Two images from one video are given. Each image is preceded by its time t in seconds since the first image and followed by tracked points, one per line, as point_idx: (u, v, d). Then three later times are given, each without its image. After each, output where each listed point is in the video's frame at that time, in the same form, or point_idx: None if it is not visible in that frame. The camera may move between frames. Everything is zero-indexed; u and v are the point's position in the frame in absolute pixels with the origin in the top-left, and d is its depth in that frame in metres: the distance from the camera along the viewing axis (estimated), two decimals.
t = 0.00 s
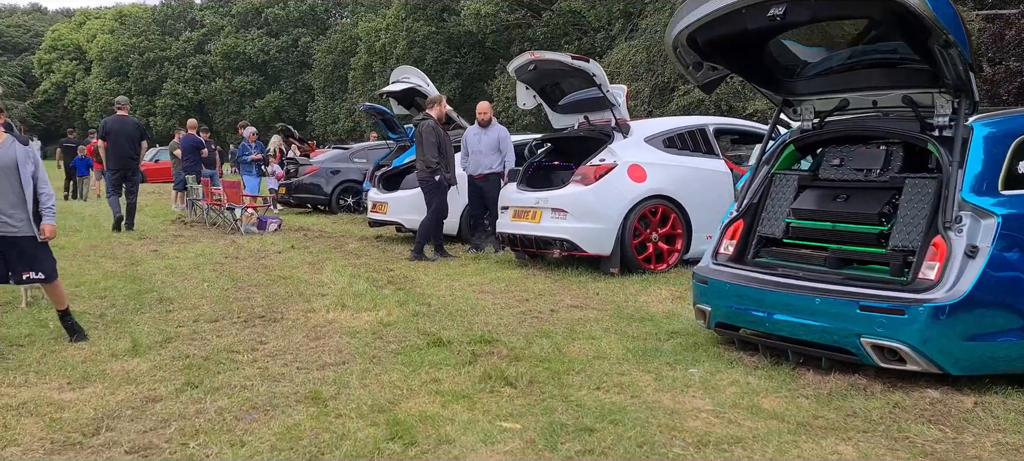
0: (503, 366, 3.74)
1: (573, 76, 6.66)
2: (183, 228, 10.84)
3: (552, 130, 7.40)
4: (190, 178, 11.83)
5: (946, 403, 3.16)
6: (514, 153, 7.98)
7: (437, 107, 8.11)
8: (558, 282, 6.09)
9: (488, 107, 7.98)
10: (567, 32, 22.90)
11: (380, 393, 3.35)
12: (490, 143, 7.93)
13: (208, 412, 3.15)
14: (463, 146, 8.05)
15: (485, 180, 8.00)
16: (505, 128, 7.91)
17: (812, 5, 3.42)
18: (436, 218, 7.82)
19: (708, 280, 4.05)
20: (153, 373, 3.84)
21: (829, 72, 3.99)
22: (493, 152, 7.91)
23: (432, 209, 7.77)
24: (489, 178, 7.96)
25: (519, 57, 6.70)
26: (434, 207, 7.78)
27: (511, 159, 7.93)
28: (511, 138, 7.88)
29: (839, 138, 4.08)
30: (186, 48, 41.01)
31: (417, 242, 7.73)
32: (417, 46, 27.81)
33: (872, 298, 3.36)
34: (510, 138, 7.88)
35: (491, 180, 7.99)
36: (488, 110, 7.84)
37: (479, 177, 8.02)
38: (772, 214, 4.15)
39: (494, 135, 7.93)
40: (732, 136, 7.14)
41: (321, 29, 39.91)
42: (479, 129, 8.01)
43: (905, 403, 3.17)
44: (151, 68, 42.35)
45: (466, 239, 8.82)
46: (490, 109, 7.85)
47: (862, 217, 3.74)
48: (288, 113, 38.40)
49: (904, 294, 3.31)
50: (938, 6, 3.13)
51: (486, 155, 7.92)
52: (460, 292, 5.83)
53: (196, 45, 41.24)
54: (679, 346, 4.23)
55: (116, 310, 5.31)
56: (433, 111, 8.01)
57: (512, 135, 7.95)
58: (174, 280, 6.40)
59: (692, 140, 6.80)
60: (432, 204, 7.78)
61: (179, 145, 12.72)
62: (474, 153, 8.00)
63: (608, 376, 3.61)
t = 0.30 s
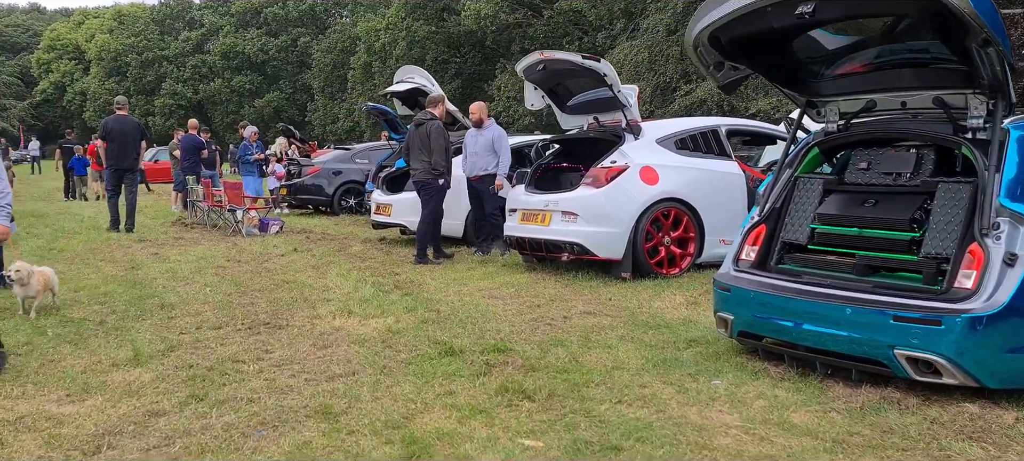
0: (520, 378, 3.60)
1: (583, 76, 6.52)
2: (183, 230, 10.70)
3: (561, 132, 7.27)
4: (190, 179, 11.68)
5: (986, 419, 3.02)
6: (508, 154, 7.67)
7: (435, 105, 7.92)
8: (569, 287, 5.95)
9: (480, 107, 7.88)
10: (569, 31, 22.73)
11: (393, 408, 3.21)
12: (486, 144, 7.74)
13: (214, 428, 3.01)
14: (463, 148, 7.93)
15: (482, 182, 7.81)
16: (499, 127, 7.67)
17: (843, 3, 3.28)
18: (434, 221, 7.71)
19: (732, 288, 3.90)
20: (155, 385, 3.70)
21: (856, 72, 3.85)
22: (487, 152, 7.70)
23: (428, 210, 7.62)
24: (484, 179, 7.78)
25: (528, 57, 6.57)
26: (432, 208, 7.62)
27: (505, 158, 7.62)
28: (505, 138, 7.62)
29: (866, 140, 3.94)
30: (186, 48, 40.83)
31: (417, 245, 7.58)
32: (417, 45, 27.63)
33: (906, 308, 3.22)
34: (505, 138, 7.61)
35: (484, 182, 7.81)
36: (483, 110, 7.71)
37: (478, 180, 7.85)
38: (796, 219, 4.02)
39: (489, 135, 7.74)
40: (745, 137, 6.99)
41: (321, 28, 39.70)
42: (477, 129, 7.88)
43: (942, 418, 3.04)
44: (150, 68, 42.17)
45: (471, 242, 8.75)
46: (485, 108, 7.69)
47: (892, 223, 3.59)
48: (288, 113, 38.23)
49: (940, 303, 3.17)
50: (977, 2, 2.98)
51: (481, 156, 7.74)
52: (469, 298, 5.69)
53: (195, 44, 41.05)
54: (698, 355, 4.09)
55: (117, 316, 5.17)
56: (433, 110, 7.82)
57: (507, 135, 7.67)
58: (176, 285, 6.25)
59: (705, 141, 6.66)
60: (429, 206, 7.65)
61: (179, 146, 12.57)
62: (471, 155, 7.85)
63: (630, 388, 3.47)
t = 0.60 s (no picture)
0: (533, 387, 3.44)
1: (590, 74, 6.38)
2: (182, 230, 10.55)
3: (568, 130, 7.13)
4: (189, 179, 11.52)
5: None
6: (499, 151, 7.54)
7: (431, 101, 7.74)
8: (577, 290, 5.80)
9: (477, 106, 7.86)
10: (571, 30, 22.55)
11: (402, 419, 3.07)
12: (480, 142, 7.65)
13: (214, 442, 2.86)
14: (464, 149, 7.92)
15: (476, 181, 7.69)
16: (491, 125, 7.57)
17: None
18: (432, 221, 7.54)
19: (751, 291, 3.75)
20: (152, 393, 3.55)
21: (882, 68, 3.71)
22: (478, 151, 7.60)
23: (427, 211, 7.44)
24: (476, 178, 7.71)
25: (535, 53, 6.43)
26: (433, 208, 7.43)
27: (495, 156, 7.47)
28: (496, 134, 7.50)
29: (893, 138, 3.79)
30: (184, 47, 40.65)
31: (419, 246, 7.40)
32: (416, 45, 27.45)
33: (940, 314, 3.07)
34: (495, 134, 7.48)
35: (478, 182, 7.71)
36: (476, 108, 7.69)
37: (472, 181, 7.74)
38: (818, 220, 3.87)
39: (482, 133, 7.67)
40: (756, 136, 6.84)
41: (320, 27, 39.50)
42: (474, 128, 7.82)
43: (980, 431, 2.89)
44: (148, 68, 41.99)
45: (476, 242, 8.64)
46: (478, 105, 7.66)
47: (922, 224, 3.45)
48: (287, 113, 38.04)
49: (975, 309, 3.02)
50: None
51: (473, 154, 7.66)
52: (475, 300, 5.54)
53: (194, 44, 40.86)
54: (716, 361, 3.94)
55: (113, 320, 5.01)
56: (432, 107, 7.64)
57: (499, 131, 7.55)
58: (174, 287, 6.09)
59: (716, 140, 6.51)
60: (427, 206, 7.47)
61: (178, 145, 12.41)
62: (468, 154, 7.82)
63: (648, 397, 3.32)
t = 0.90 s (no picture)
0: (547, 401, 3.30)
1: (597, 73, 6.24)
2: (181, 232, 10.40)
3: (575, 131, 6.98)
4: (188, 180, 11.36)
5: None
6: (490, 154, 7.33)
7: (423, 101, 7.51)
8: (586, 295, 5.65)
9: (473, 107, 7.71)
10: (572, 30, 22.42)
11: (411, 436, 2.93)
12: (472, 145, 7.48)
13: None
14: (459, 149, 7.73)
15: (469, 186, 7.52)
16: (481, 126, 7.39)
17: None
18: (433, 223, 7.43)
19: (773, 300, 3.60)
20: (149, 407, 3.40)
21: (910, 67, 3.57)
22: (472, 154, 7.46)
23: (432, 213, 7.32)
24: (468, 181, 7.55)
25: (542, 52, 6.27)
26: (436, 209, 7.31)
27: (485, 158, 7.29)
28: (486, 136, 7.31)
29: (920, 140, 3.64)
30: (184, 47, 40.51)
31: (424, 249, 7.27)
32: (416, 45, 27.32)
33: (976, 326, 2.93)
34: (485, 136, 7.30)
35: (470, 185, 7.57)
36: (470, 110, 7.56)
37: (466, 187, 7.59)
38: (842, 225, 3.72)
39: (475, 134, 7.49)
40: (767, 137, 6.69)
41: (320, 27, 39.34)
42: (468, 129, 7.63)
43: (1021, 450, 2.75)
44: (147, 68, 41.86)
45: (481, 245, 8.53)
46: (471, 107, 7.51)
47: (954, 230, 3.30)
48: (286, 113, 37.91)
49: (1014, 321, 2.88)
50: None
51: (465, 157, 7.51)
52: (482, 306, 5.40)
53: (193, 43, 40.71)
54: (735, 372, 3.80)
55: (110, 328, 4.86)
56: (427, 106, 7.42)
57: (490, 134, 7.34)
58: (172, 292, 5.94)
59: (727, 142, 6.36)
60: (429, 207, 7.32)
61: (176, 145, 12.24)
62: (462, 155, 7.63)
63: (668, 412, 3.17)
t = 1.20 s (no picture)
0: (560, 413, 3.17)
1: (604, 72, 6.13)
2: (179, 234, 10.26)
3: (581, 131, 6.84)
4: (186, 180, 11.22)
5: None
6: (478, 155, 7.21)
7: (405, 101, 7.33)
8: (594, 300, 5.52)
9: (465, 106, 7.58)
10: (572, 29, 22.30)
11: (419, 452, 2.80)
12: (462, 144, 7.35)
13: None
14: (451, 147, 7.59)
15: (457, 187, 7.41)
16: (473, 125, 7.26)
17: None
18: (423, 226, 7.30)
19: (795, 308, 3.47)
20: (146, 419, 3.27)
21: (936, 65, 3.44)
22: (461, 153, 7.35)
23: (427, 215, 7.19)
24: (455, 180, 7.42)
25: (549, 50, 6.14)
26: (429, 210, 7.20)
27: (473, 158, 7.17)
28: (475, 135, 7.18)
29: (947, 141, 3.51)
30: (182, 46, 40.36)
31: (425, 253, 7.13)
32: (416, 44, 27.19)
33: (1012, 336, 2.80)
34: (474, 136, 7.17)
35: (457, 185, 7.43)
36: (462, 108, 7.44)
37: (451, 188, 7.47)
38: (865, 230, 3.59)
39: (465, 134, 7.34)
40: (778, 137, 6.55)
41: (319, 26, 39.18)
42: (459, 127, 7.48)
43: None
44: (146, 67, 41.73)
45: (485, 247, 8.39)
46: (463, 106, 7.40)
47: (985, 235, 3.17)
48: (285, 112, 37.76)
49: None
50: None
51: (454, 157, 7.40)
52: (488, 311, 5.27)
53: (191, 43, 40.57)
54: (753, 381, 3.66)
55: (107, 334, 4.73)
56: (410, 105, 7.25)
57: (480, 134, 7.20)
58: (170, 296, 5.80)
59: (738, 142, 6.23)
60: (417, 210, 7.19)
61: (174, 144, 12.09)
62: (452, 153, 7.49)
63: (688, 425, 3.04)
